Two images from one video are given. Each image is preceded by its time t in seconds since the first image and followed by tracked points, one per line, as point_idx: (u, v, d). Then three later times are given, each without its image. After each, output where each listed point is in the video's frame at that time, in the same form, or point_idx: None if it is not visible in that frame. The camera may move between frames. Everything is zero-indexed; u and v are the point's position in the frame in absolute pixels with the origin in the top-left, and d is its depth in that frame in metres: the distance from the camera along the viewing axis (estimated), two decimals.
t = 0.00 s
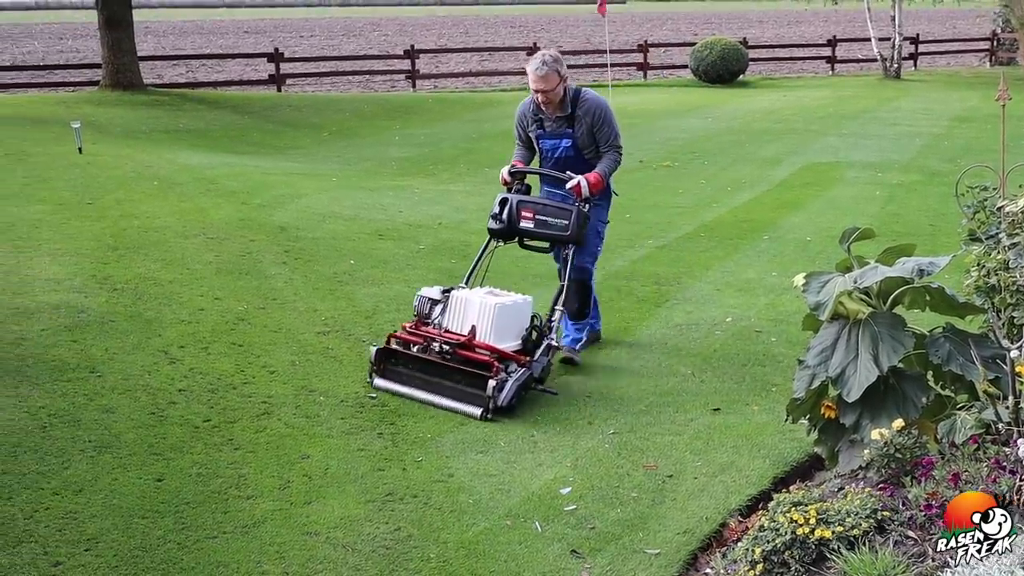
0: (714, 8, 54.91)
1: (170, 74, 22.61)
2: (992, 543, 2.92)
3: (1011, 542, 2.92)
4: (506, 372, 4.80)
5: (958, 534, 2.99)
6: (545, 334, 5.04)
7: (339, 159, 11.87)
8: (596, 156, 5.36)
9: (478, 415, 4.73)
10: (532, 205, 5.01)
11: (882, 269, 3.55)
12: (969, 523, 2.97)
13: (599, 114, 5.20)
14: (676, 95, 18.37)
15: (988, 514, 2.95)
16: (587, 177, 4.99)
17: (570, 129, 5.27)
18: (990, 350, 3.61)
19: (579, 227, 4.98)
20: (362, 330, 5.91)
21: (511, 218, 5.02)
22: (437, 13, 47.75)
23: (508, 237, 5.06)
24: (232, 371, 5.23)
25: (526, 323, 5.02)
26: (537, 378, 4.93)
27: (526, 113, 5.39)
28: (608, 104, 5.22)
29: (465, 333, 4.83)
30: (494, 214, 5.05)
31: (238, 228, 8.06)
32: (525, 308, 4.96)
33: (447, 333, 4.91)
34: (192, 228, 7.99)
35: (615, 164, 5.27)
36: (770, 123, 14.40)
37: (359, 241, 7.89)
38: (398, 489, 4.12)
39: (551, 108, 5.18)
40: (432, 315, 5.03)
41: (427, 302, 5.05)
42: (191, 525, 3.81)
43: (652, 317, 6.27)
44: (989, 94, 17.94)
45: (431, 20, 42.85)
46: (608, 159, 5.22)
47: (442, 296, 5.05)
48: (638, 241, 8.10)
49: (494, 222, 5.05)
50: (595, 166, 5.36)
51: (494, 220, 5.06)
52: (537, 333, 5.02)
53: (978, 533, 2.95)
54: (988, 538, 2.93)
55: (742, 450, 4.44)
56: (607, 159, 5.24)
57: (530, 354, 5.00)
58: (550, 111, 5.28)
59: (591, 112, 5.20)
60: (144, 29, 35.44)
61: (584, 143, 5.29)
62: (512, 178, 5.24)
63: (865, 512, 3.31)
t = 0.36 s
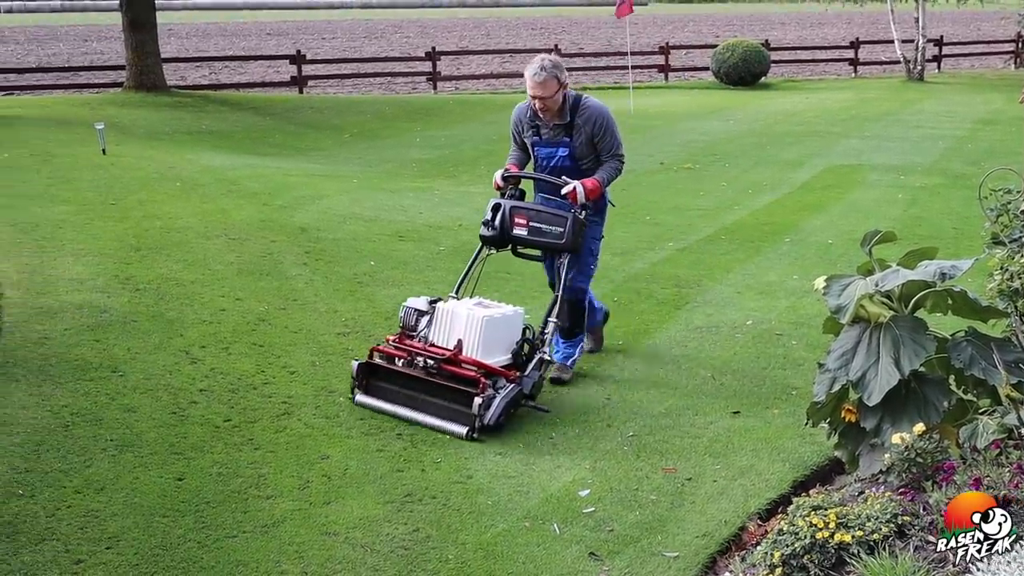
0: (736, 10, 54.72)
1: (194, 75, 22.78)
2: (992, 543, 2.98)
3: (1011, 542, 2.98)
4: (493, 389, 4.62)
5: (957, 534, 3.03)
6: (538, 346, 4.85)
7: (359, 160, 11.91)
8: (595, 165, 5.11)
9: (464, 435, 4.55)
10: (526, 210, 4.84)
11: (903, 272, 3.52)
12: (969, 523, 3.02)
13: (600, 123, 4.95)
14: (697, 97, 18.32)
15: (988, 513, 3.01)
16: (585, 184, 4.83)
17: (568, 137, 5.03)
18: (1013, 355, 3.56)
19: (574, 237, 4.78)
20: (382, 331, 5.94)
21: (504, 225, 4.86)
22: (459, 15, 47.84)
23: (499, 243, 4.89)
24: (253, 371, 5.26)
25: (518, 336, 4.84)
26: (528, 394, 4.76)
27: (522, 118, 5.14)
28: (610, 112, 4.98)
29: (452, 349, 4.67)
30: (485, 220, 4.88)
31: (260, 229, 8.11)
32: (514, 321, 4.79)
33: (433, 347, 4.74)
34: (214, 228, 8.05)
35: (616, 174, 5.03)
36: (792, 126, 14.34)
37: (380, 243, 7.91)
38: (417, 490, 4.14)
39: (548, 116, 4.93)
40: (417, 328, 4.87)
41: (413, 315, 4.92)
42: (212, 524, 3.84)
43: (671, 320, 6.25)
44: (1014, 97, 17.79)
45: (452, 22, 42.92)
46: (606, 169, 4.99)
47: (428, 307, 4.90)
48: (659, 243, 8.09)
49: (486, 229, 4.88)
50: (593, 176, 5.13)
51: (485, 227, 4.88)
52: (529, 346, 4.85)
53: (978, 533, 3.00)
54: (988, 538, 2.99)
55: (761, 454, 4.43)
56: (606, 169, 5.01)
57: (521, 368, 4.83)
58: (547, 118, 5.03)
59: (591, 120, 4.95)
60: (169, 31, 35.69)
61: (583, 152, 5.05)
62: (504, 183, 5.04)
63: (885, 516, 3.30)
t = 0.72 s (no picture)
0: (758, 12, 54.47)
1: (217, 76, 22.93)
2: (992, 543, 3.08)
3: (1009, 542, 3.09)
4: (478, 407, 4.43)
5: (957, 534, 3.12)
6: (527, 361, 4.72)
7: (381, 161, 11.95)
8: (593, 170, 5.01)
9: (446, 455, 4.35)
10: (518, 217, 4.69)
11: (926, 275, 3.49)
12: (969, 523, 3.11)
13: (600, 126, 4.84)
14: (720, 99, 18.26)
15: (989, 513, 3.10)
16: (580, 190, 4.67)
17: (567, 139, 4.92)
18: None
19: (567, 245, 4.63)
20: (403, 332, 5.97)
21: (494, 232, 4.71)
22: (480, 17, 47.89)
23: (490, 251, 4.73)
24: (274, 370, 5.30)
25: (506, 350, 4.68)
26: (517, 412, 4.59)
27: (521, 119, 5.03)
28: (611, 115, 4.87)
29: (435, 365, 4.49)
30: (475, 228, 4.73)
31: (282, 230, 8.15)
32: (501, 335, 4.62)
33: (415, 363, 4.55)
34: (236, 229, 8.10)
35: (615, 179, 4.91)
36: (815, 128, 14.26)
37: (401, 244, 7.94)
38: (436, 491, 4.15)
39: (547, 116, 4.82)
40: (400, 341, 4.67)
41: (395, 327, 4.70)
42: (232, 523, 3.86)
43: (692, 322, 6.23)
44: None
45: (474, 23, 42.97)
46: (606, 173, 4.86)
47: (412, 319, 4.69)
48: (680, 245, 8.07)
49: (477, 236, 4.73)
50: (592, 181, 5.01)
51: (476, 234, 4.73)
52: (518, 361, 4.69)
53: (978, 533, 3.09)
54: (988, 538, 3.09)
55: (782, 457, 4.41)
56: (606, 173, 4.89)
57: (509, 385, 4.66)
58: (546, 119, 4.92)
59: (591, 123, 4.84)
60: (192, 32, 35.93)
61: (582, 156, 4.94)
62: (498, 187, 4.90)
63: (906, 522, 3.28)
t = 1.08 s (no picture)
0: (781, 12, 54.18)
1: (240, 77, 23.08)
2: (991, 544, 3.11)
3: (1009, 542, 3.11)
4: (461, 425, 4.22)
5: (956, 534, 3.16)
6: (515, 377, 4.51)
7: (402, 161, 11.99)
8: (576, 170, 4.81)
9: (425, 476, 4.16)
10: (506, 224, 4.48)
11: (949, 277, 3.45)
12: (968, 523, 3.15)
13: (578, 125, 4.63)
14: (742, 100, 18.19)
15: (988, 513, 3.14)
16: (570, 196, 4.51)
17: (544, 142, 4.71)
18: None
19: (559, 254, 4.43)
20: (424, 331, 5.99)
21: (482, 240, 4.51)
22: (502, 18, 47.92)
23: (479, 260, 4.54)
24: (295, 369, 5.32)
25: (491, 365, 4.47)
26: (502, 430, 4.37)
27: (495, 124, 4.81)
28: (589, 111, 4.66)
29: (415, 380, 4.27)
30: (462, 235, 4.54)
31: (304, 229, 8.19)
32: (487, 349, 4.40)
33: (395, 377, 4.33)
34: (258, 228, 8.16)
35: (600, 179, 4.72)
36: (838, 128, 14.18)
37: (421, 243, 7.96)
38: (455, 490, 4.15)
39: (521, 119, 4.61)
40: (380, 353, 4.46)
41: (375, 338, 4.49)
42: (253, 521, 3.89)
43: (713, 324, 6.20)
44: None
45: (495, 24, 42.99)
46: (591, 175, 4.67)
47: (393, 330, 4.47)
48: (701, 246, 8.05)
49: (462, 245, 4.54)
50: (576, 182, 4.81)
51: (461, 242, 4.55)
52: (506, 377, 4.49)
53: (978, 533, 3.13)
54: (988, 538, 3.12)
55: (802, 460, 4.38)
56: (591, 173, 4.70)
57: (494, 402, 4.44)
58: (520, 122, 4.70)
59: (568, 121, 4.63)
60: (216, 32, 36.18)
61: (562, 157, 4.73)
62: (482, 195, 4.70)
63: (928, 525, 3.26)
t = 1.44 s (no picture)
0: (804, 10, 53.82)
1: (263, 75, 23.16)
2: (991, 543, 3.12)
3: (1007, 542, 3.13)
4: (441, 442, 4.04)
5: (957, 534, 3.13)
6: (499, 391, 4.31)
7: (423, 160, 12.00)
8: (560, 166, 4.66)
9: (404, 496, 3.98)
10: (488, 231, 4.40)
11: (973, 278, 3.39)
12: (969, 523, 3.13)
13: (555, 117, 4.49)
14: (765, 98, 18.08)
15: (988, 514, 3.14)
16: (555, 200, 4.39)
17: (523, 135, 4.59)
18: None
19: (542, 261, 4.32)
20: (443, 330, 5.99)
21: (462, 247, 4.42)
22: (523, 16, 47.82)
23: (457, 268, 4.45)
24: (314, 367, 5.34)
25: (472, 378, 4.30)
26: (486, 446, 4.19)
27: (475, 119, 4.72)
28: (568, 103, 4.50)
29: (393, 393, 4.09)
30: (442, 242, 4.46)
31: (325, 227, 8.21)
32: (468, 360, 4.24)
33: (371, 391, 4.16)
34: (279, 226, 8.19)
35: (585, 174, 4.56)
36: (861, 127, 14.08)
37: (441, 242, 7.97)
38: (474, 489, 4.16)
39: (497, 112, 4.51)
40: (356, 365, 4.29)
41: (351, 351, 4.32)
42: (273, 518, 3.90)
43: (734, 324, 6.18)
44: None
45: (517, 22, 42.92)
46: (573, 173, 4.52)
47: (370, 342, 4.32)
48: (722, 246, 8.02)
49: (443, 251, 4.45)
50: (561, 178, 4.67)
51: (442, 248, 4.46)
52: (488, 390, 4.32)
53: (978, 533, 3.12)
54: (987, 538, 3.12)
55: (823, 461, 4.35)
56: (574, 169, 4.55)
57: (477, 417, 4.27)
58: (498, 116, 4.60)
59: (546, 113, 4.49)
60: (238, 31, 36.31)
61: (542, 151, 4.61)
62: (464, 197, 4.63)
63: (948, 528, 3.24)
